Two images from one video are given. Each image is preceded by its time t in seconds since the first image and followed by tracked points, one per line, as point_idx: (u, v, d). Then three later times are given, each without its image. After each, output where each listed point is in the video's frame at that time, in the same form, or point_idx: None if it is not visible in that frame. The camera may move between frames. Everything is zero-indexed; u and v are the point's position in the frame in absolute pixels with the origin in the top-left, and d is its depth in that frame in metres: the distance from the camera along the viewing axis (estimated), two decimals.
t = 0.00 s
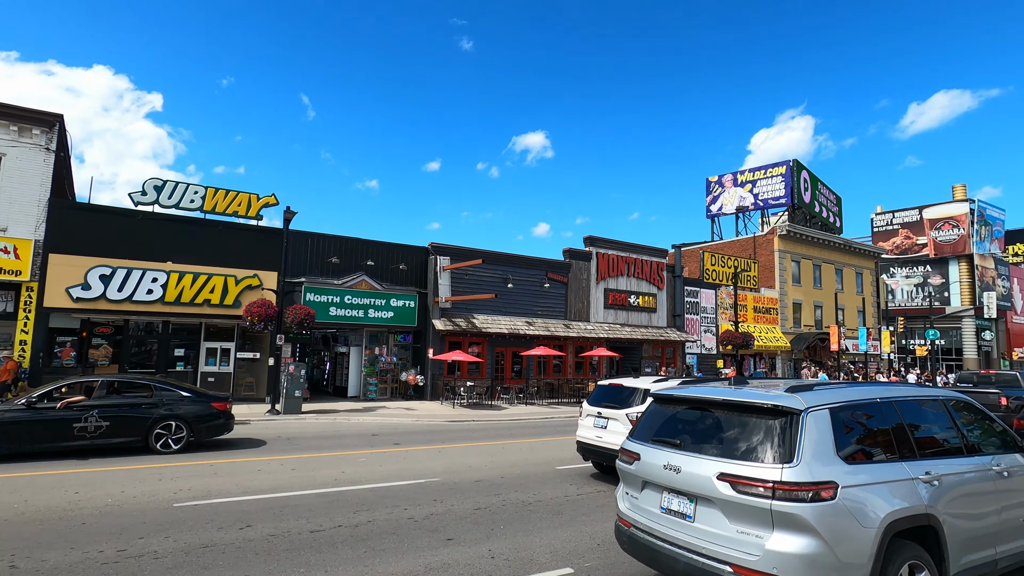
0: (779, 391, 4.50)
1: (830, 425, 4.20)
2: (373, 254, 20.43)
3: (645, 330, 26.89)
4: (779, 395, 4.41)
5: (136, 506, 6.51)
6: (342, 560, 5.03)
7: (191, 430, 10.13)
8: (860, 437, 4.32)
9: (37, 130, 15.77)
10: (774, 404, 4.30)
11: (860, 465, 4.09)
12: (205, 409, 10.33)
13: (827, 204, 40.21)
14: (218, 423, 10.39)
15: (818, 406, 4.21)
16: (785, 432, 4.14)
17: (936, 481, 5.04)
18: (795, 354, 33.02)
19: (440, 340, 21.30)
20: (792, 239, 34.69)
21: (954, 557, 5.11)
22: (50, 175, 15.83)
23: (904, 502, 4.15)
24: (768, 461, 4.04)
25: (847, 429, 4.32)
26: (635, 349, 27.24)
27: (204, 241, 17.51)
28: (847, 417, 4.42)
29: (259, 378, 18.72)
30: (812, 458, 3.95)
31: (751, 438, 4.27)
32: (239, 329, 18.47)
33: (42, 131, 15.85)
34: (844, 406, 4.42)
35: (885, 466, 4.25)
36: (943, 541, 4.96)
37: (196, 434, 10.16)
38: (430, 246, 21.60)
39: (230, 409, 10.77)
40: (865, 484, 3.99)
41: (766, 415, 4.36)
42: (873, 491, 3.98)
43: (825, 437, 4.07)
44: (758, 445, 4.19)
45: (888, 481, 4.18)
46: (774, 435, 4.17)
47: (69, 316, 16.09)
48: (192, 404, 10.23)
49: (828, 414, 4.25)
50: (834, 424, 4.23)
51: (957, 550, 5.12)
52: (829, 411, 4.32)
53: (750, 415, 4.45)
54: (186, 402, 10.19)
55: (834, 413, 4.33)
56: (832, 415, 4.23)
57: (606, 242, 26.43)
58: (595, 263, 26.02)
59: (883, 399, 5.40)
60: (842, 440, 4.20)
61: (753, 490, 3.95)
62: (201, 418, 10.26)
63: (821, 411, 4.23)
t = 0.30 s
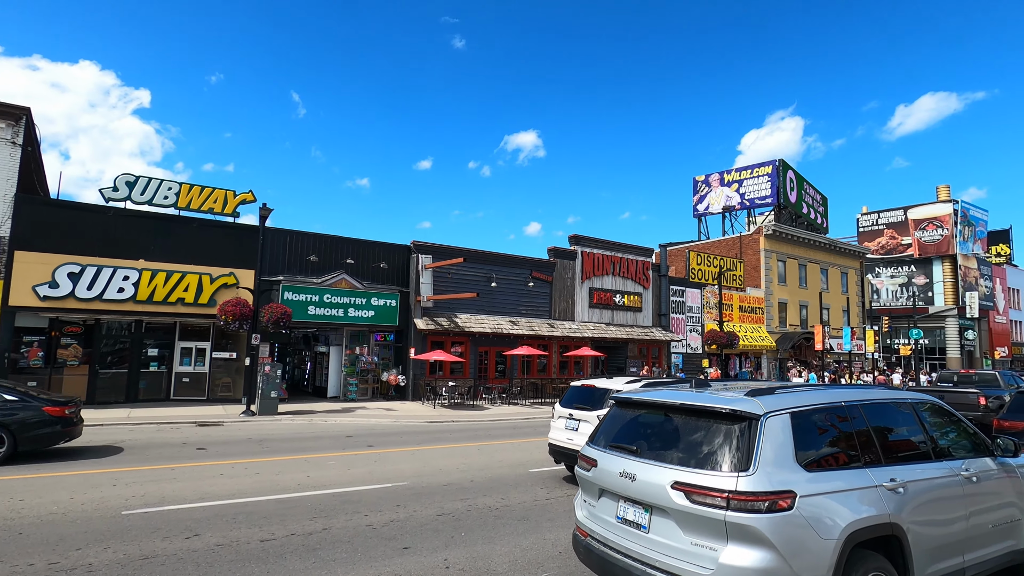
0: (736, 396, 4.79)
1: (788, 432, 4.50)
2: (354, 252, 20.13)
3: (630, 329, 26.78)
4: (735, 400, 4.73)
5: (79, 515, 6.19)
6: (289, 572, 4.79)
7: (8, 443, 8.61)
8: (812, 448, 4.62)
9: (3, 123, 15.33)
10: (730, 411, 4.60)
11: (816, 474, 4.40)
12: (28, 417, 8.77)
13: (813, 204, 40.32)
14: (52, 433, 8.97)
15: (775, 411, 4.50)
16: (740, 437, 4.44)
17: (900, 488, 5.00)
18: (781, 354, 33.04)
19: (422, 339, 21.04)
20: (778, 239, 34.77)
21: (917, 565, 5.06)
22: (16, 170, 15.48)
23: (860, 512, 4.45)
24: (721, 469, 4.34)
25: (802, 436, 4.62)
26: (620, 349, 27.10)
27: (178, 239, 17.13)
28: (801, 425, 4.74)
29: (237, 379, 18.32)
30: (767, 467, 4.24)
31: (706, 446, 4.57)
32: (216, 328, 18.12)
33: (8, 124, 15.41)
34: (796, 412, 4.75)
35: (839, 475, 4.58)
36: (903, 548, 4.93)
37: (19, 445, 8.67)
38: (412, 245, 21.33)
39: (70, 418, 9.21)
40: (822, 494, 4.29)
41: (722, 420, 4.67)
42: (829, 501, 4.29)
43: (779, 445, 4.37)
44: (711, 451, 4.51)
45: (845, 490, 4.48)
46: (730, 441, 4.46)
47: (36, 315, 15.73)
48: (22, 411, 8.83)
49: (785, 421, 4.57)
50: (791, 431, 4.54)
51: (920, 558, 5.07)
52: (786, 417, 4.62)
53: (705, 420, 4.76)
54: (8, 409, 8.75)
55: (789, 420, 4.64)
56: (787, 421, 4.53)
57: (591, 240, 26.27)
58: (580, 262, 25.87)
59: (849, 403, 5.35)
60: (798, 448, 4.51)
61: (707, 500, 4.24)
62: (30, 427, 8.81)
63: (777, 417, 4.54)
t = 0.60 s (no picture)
0: (675, 391, 5.04)
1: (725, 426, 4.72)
2: (319, 246, 19.69)
3: (601, 326, 26.87)
4: (674, 393, 4.98)
5: None
6: None
7: None
8: (748, 440, 4.86)
9: None
10: (667, 404, 4.83)
11: (749, 468, 4.60)
12: None
13: (783, 204, 40.99)
14: None
15: (711, 403, 4.74)
16: (675, 427, 4.68)
17: (837, 482, 5.13)
18: (750, 351, 33.50)
19: (389, 335, 20.69)
20: (748, 238, 35.26)
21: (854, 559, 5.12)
22: None
23: (796, 508, 4.66)
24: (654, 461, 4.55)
25: (738, 426, 4.86)
26: (591, 345, 27.14)
27: (132, 229, 16.48)
28: (741, 419, 4.94)
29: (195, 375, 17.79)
30: (700, 460, 4.43)
31: (641, 439, 4.79)
32: (173, 323, 17.55)
33: None
34: (734, 404, 4.99)
35: (775, 467, 4.80)
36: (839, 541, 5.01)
37: None
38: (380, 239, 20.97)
39: None
40: (756, 488, 4.49)
41: (659, 412, 4.91)
42: (763, 496, 4.49)
43: (713, 438, 4.59)
44: (644, 444, 4.74)
45: (780, 484, 4.70)
46: (664, 434, 4.68)
47: None
48: None
49: (725, 412, 4.82)
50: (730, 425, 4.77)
51: (856, 551, 5.14)
52: (724, 408, 4.87)
53: (642, 413, 5.00)
54: None
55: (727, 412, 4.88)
56: (723, 413, 4.78)
57: (563, 237, 26.22)
58: (552, 258, 25.81)
59: (789, 396, 5.52)
60: (733, 442, 4.72)
61: (637, 495, 4.42)
62: None
63: (714, 410, 4.77)
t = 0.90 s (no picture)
0: (618, 390, 5.02)
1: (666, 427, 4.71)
2: (279, 240, 19.10)
3: (570, 324, 26.87)
4: (615, 392, 4.96)
5: None
6: None
7: None
8: (691, 441, 4.84)
9: None
10: (608, 405, 4.81)
11: (691, 470, 4.60)
12: None
13: (751, 205, 41.67)
14: None
15: (652, 404, 4.72)
16: (615, 429, 4.65)
17: (781, 483, 5.09)
18: (717, 349, 33.95)
19: (353, 332, 20.24)
20: (716, 238, 35.70)
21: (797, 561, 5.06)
22: None
23: (738, 511, 4.65)
24: (591, 464, 4.53)
25: (681, 427, 4.84)
26: (560, 343, 27.11)
27: (77, 220, 15.68)
28: (685, 419, 4.91)
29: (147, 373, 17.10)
30: (638, 463, 4.41)
31: (579, 441, 4.77)
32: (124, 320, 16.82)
33: None
34: (677, 403, 4.97)
35: (718, 469, 4.78)
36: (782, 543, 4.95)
37: None
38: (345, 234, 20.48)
39: None
40: (695, 492, 4.49)
41: (599, 413, 4.88)
42: (702, 499, 4.49)
43: (654, 440, 4.58)
44: (582, 446, 4.72)
45: (721, 486, 4.69)
46: (603, 436, 4.67)
47: None
48: None
49: (667, 412, 4.81)
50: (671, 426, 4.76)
51: (799, 552, 5.08)
52: (666, 408, 4.86)
53: (582, 413, 4.98)
54: None
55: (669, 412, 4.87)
56: (664, 414, 4.77)
57: (532, 234, 26.10)
58: (521, 256, 25.65)
59: (735, 395, 5.47)
60: (674, 444, 4.71)
61: (573, 500, 4.41)
62: None
63: (656, 410, 4.75)
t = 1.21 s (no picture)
0: (579, 386, 4.79)
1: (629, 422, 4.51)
2: (251, 234, 18.62)
3: (551, 321, 26.70)
4: (577, 387, 4.74)
5: None
6: None
7: None
8: (656, 438, 4.63)
9: None
10: (566, 400, 4.58)
11: (653, 469, 4.38)
12: None
13: (734, 203, 41.81)
14: None
15: (613, 400, 4.50)
16: (574, 425, 4.42)
17: (749, 482, 4.89)
18: (698, 347, 34.02)
19: (328, 329, 19.85)
20: (699, 235, 35.76)
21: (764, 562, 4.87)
22: None
23: (702, 511, 4.44)
24: (547, 464, 4.29)
25: (645, 423, 4.64)
26: (541, 340, 26.93)
27: (37, 212, 15.10)
28: (649, 416, 4.70)
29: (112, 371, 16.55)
30: (598, 462, 4.18)
31: (536, 439, 4.53)
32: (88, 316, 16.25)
33: None
34: (641, 399, 4.76)
35: (683, 467, 4.58)
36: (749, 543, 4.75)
37: None
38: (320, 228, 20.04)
39: None
40: (657, 491, 4.27)
41: (558, 409, 4.65)
42: (665, 499, 4.27)
43: (614, 437, 4.35)
44: (538, 445, 4.49)
45: (686, 486, 4.48)
46: (560, 435, 4.43)
47: None
48: None
49: (630, 408, 4.60)
50: (635, 421, 4.56)
51: (767, 552, 4.89)
52: (630, 404, 4.65)
53: (542, 410, 4.75)
54: None
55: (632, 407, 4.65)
56: (627, 410, 4.56)
57: (514, 231, 25.86)
58: (502, 252, 25.39)
59: (702, 390, 5.27)
60: (637, 441, 4.50)
61: (527, 502, 4.17)
62: None
63: (618, 405, 4.54)
